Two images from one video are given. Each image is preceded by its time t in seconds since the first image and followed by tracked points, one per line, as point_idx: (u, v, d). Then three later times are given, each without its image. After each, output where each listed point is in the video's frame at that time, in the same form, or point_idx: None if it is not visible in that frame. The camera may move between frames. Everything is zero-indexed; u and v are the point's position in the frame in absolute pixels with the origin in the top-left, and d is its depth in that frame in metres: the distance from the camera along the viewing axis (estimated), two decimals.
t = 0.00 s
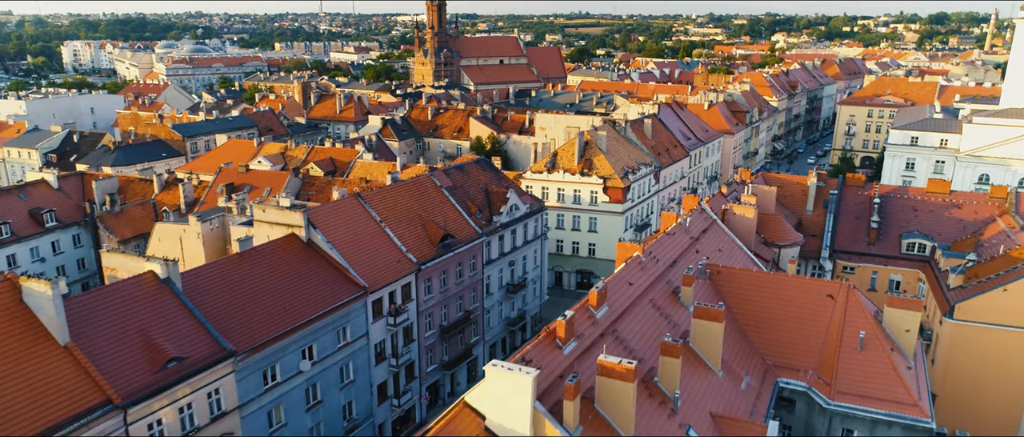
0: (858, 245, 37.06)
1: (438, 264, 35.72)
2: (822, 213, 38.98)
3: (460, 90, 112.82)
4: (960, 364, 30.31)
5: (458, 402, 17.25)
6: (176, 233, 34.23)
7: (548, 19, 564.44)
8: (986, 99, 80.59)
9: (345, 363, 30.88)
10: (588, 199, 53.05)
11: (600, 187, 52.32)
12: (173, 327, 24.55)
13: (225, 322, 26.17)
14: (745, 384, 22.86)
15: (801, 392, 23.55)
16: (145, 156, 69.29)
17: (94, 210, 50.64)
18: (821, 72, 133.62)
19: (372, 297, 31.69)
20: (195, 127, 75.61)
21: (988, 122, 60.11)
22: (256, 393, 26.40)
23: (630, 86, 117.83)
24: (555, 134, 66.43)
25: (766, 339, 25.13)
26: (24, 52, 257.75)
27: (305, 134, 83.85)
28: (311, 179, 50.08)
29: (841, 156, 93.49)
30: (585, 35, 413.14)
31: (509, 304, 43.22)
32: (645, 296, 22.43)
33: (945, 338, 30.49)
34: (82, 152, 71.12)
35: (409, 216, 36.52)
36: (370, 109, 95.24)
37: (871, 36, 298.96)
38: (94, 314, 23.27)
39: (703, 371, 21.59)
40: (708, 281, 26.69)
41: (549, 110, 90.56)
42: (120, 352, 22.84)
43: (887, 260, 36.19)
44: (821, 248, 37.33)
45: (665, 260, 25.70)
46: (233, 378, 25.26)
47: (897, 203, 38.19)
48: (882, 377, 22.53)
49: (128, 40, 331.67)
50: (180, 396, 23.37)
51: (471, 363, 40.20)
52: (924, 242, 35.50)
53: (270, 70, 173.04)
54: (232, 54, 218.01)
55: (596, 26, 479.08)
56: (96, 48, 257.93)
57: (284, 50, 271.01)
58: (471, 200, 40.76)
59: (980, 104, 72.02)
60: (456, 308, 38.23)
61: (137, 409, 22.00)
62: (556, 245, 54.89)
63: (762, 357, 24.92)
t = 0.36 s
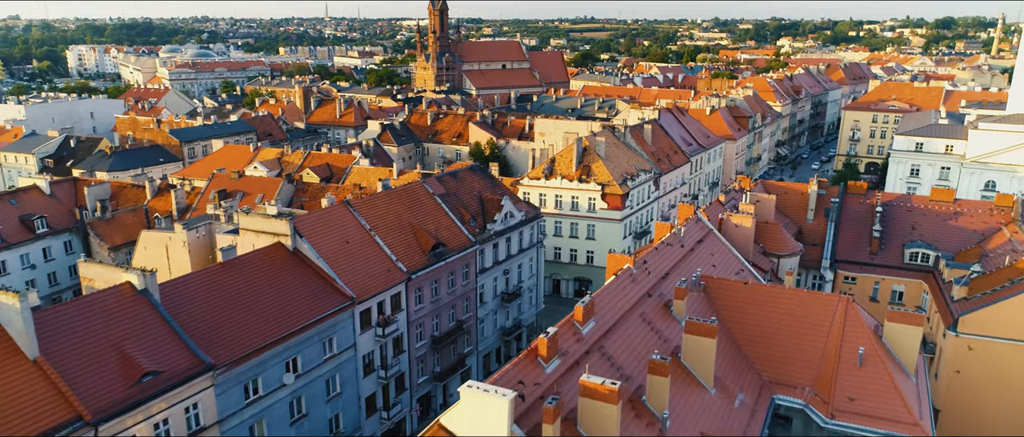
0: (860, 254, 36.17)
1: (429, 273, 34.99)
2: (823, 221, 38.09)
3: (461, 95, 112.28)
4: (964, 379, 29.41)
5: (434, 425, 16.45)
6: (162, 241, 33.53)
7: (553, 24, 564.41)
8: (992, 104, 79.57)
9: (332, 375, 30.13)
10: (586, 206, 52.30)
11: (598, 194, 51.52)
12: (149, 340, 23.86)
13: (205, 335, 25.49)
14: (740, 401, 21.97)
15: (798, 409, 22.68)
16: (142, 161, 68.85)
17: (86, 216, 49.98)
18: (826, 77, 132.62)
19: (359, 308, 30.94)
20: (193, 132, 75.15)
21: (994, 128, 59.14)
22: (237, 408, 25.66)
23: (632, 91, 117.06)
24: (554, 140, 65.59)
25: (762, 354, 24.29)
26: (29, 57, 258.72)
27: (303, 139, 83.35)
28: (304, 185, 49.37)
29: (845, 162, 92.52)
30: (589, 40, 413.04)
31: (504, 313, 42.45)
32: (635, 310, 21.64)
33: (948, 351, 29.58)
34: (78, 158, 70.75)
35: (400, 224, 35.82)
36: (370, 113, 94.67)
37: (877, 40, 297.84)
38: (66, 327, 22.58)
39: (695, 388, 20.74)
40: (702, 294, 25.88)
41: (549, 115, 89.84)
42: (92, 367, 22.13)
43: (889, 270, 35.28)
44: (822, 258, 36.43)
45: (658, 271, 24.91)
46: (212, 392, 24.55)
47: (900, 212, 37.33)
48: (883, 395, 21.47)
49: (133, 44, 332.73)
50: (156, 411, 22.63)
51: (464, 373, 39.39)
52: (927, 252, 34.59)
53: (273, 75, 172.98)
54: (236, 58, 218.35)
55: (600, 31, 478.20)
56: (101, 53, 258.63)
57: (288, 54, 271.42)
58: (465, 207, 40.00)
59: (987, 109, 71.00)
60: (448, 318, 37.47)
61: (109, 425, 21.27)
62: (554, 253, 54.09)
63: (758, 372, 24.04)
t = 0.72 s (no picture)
0: (862, 264, 35.27)
1: (419, 282, 34.22)
2: (824, 230, 37.21)
3: (462, 100, 111.66)
4: (969, 394, 28.44)
5: None
6: (147, 249, 32.86)
7: (558, 29, 564.03)
8: (999, 110, 78.49)
9: (317, 388, 29.39)
10: (584, 213, 51.43)
11: (596, 201, 50.68)
12: (124, 353, 23.18)
13: (182, 348, 24.75)
14: (733, 420, 21.09)
15: (794, 428, 21.81)
16: (139, 166, 68.47)
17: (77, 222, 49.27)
18: (831, 81, 131.55)
19: (346, 319, 30.19)
20: (191, 137, 74.78)
21: (1001, 134, 58.15)
22: (217, 423, 24.95)
23: (635, 96, 116.25)
24: (553, 146, 64.80)
25: (757, 370, 23.40)
26: (35, 61, 259.80)
27: (303, 145, 82.85)
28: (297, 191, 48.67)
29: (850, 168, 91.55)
30: (595, 44, 412.42)
31: (498, 322, 41.67)
32: (623, 325, 20.84)
33: (952, 366, 28.64)
34: (75, 163, 70.39)
35: (390, 232, 35.06)
36: (370, 118, 94.14)
37: (883, 45, 296.21)
38: (35, 342, 21.95)
39: (686, 406, 19.87)
40: (695, 307, 25.00)
41: (550, 120, 89.15)
42: (63, 383, 21.48)
43: (891, 280, 34.35)
44: (823, 267, 35.52)
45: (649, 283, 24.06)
46: (190, 407, 23.81)
47: (903, 220, 36.40)
48: (883, 414, 20.43)
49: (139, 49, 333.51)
50: (129, 427, 21.93)
51: (457, 385, 38.62)
52: (931, 262, 33.67)
53: (276, 79, 172.85)
54: (239, 63, 218.36)
55: (606, 35, 477.74)
56: (106, 57, 259.10)
57: (293, 59, 271.57)
58: (458, 215, 39.23)
59: (993, 115, 69.97)
60: (440, 328, 36.70)
61: None
62: (552, 260, 53.31)
63: (754, 389, 23.15)
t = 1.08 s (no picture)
0: (863, 274, 34.36)
1: (409, 292, 33.45)
2: (824, 239, 36.30)
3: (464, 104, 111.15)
4: (973, 410, 27.52)
5: None
6: (131, 257, 32.21)
7: (563, 33, 564.06)
8: (1006, 115, 77.41)
9: (301, 401, 28.61)
10: (581, 220, 50.63)
11: (594, 208, 49.90)
12: (96, 368, 22.54)
13: (158, 362, 24.03)
14: None
15: None
16: (135, 171, 68.04)
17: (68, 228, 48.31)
18: (836, 86, 130.63)
19: (331, 330, 29.43)
20: (188, 142, 74.40)
21: (1007, 140, 57.17)
22: None
23: (638, 101, 115.42)
24: (552, 151, 64.05)
25: (752, 387, 22.53)
26: (41, 65, 260.91)
27: (302, 150, 82.38)
28: (290, 197, 48.00)
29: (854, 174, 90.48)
30: (599, 48, 412.17)
31: (492, 332, 40.87)
32: (609, 342, 20.06)
33: (956, 381, 27.70)
34: (72, 168, 69.97)
35: (380, 240, 34.33)
36: (370, 123, 93.58)
37: (890, 49, 294.88)
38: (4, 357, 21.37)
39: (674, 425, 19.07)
40: (688, 321, 24.16)
41: (551, 125, 88.46)
42: (30, 400, 20.84)
43: (893, 291, 33.43)
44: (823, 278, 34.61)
45: (638, 296, 23.27)
46: (165, 422, 23.09)
47: (905, 229, 35.49)
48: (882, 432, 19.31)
49: (144, 53, 334.85)
50: None
51: (448, 396, 37.80)
52: (934, 272, 32.74)
53: (279, 84, 172.86)
54: (243, 67, 218.69)
55: (611, 40, 477.37)
56: (111, 61, 259.80)
57: (297, 63, 272.13)
58: (450, 222, 38.47)
59: (1000, 120, 68.93)
60: (431, 338, 35.92)
61: None
62: (549, 267, 52.50)
63: (748, 407, 22.25)
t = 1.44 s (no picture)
0: (864, 285, 33.44)
1: (398, 302, 32.69)
2: (825, 248, 35.35)
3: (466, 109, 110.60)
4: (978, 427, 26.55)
5: None
6: (116, 266, 31.59)
7: (570, 38, 563.66)
8: (1015, 121, 76.20)
9: (285, 414, 27.85)
10: (579, 227, 49.83)
11: (592, 214, 49.09)
12: (68, 382, 21.85)
13: (130, 375, 23.32)
14: None
15: None
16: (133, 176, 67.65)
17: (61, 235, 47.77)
18: (842, 91, 129.52)
19: (315, 342, 28.64)
20: (187, 147, 74.00)
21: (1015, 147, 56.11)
22: None
23: (641, 105, 114.60)
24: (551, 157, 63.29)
25: (743, 404, 21.48)
26: (48, 69, 262.30)
27: (301, 155, 81.88)
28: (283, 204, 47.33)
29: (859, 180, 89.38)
30: (605, 52, 411.55)
31: (486, 342, 40.08)
32: (594, 359, 19.24)
33: (960, 397, 26.74)
34: (70, 173, 69.72)
35: (369, 248, 33.60)
36: (371, 128, 93.06)
37: (897, 54, 293.16)
38: None
39: None
40: (680, 335, 23.25)
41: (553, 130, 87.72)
42: None
43: (896, 303, 32.49)
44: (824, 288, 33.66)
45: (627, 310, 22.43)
46: None
47: (909, 239, 34.54)
48: None
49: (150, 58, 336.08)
50: None
51: (441, 407, 37.02)
52: (938, 283, 31.80)
53: (283, 88, 172.79)
54: (247, 71, 218.94)
55: (617, 44, 476.79)
56: (117, 66, 260.47)
57: (303, 68, 272.64)
58: (443, 230, 37.73)
59: (1008, 125, 67.71)
60: (422, 349, 35.16)
61: None
62: (547, 275, 51.70)
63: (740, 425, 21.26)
